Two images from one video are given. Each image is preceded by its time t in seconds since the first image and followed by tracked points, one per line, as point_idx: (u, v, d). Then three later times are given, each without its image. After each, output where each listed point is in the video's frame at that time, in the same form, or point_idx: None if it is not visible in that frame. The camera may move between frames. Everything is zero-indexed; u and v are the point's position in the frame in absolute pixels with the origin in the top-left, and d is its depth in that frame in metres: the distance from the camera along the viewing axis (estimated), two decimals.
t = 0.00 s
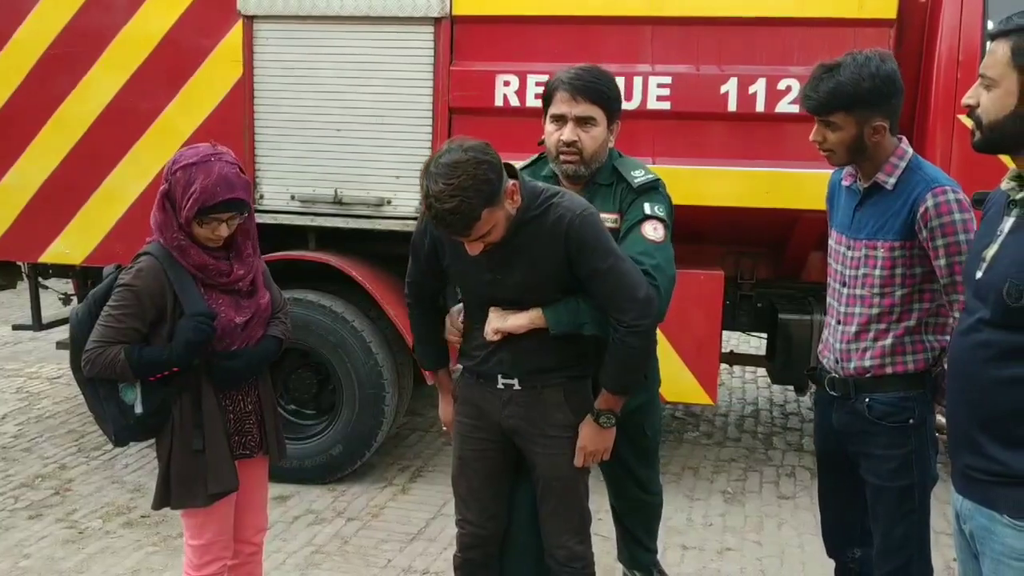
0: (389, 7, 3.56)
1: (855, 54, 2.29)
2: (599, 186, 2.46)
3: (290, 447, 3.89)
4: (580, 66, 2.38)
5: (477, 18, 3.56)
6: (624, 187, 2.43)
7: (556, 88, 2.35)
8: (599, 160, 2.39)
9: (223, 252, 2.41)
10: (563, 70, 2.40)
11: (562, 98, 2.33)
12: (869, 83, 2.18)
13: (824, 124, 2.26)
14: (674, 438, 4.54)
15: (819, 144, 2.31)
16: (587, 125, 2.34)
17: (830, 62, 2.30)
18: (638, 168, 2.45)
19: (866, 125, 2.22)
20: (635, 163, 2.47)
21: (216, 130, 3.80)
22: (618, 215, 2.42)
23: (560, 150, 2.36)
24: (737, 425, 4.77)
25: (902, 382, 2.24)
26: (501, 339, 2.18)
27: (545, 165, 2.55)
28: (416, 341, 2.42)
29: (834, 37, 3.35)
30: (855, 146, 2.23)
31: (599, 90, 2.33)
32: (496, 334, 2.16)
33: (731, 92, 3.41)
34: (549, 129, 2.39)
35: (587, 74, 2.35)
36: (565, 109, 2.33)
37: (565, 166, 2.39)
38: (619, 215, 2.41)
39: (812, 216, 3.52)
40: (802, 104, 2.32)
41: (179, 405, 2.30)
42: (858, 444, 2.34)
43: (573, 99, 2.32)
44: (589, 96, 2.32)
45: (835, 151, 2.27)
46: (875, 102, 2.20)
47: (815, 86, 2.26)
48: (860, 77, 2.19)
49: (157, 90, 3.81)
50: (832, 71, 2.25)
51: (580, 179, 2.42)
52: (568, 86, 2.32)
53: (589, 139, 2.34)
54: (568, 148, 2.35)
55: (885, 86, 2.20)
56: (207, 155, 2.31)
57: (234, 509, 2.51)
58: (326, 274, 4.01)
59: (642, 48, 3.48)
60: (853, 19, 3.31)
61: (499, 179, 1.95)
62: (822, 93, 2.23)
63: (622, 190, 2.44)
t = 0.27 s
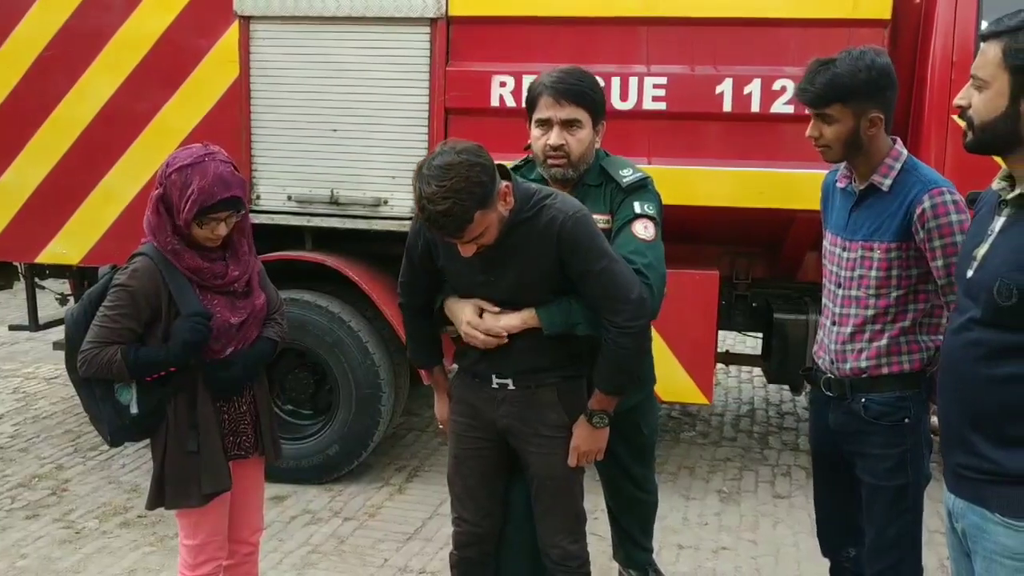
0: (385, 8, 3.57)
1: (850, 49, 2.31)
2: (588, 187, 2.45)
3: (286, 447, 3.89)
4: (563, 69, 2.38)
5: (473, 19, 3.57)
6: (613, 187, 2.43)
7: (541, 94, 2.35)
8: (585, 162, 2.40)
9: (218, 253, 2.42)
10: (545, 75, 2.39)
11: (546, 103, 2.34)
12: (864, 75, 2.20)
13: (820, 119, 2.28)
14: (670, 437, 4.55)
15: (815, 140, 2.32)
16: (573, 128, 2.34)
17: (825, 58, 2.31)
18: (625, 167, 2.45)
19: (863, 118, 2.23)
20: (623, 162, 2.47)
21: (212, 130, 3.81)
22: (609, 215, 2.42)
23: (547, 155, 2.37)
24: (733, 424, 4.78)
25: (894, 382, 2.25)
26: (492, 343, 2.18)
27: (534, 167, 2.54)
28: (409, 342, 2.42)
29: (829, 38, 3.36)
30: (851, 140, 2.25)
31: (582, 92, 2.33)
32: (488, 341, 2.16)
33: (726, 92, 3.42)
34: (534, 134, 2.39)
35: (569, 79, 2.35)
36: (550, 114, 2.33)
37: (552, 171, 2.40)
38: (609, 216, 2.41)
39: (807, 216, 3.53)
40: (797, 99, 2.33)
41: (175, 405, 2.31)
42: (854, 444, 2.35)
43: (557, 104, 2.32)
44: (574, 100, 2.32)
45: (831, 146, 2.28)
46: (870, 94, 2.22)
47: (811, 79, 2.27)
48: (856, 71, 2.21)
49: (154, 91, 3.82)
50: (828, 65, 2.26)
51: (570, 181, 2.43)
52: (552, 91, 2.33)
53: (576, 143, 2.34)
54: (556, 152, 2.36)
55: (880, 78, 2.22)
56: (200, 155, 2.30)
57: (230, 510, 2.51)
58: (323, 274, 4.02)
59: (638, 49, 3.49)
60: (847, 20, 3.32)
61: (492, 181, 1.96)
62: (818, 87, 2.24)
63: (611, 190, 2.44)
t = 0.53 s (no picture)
0: (381, 8, 3.58)
1: (845, 52, 2.32)
2: (585, 188, 2.45)
3: (283, 447, 3.89)
4: (556, 72, 2.38)
5: (469, 19, 3.57)
6: (609, 188, 2.44)
7: (535, 96, 2.34)
8: (582, 164, 2.40)
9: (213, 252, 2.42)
10: (539, 76, 2.40)
11: (541, 105, 2.33)
12: (863, 78, 2.21)
13: (821, 123, 2.27)
14: (666, 437, 4.56)
15: (815, 145, 2.32)
16: (568, 129, 2.34)
17: (822, 61, 2.32)
18: (620, 168, 2.46)
19: (864, 120, 2.23)
20: (618, 163, 2.48)
21: (209, 130, 3.81)
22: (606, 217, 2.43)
23: (543, 159, 2.38)
24: (730, 424, 4.78)
25: (890, 381, 2.26)
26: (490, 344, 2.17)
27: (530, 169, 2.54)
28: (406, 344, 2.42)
29: (824, 38, 3.37)
30: (852, 143, 2.24)
31: (576, 94, 2.32)
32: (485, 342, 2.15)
33: (722, 93, 3.43)
34: (530, 137, 2.39)
35: (564, 79, 2.34)
36: (545, 116, 2.33)
37: (548, 172, 2.40)
38: (604, 218, 2.42)
39: (803, 216, 3.54)
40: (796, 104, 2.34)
41: (169, 406, 2.31)
42: (851, 443, 2.35)
43: (552, 106, 2.32)
44: (569, 102, 2.31)
45: (833, 150, 2.28)
46: (871, 96, 2.22)
47: (810, 83, 2.28)
48: (855, 73, 2.22)
49: (150, 92, 3.82)
50: (826, 68, 2.27)
51: (565, 183, 2.43)
52: (546, 94, 2.32)
53: (571, 145, 2.35)
54: (551, 156, 2.37)
55: (881, 79, 2.23)
56: (192, 156, 2.30)
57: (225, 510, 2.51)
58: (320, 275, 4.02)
59: (633, 49, 3.49)
60: (842, 20, 3.33)
61: (491, 175, 1.97)
62: (817, 91, 2.25)
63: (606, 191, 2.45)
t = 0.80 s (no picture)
0: (379, 8, 3.57)
1: (846, 54, 2.31)
2: (584, 189, 2.45)
3: (281, 448, 3.89)
4: (555, 71, 2.37)
5: (467, 20, 3.57)
6: (607, 189, 2.43)
7: (535, 94, 2.34)
8: (581, 163, 2.40)
9: (210, 252, 2.42)
10: (538, 76, 2.39)
11: (540, 103, 2.33)
12: (867, 82, 2.20)
13: (825, 128, 2.27)
14: (664, 437, 4.56)
15: (817, 149, 2.31)
16: (567, 129, 2.34)
17: (823, 64, 2.31)
18: (618, 168, 2.45)
19: (868, 124, 2.23)
20: (616, 163, 2.47)
21: (207, 131, 3.80)
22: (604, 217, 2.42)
23: (541, 156, 2.37)
24: (728, 424, 4.79)
25: (889, 381, 2.26)
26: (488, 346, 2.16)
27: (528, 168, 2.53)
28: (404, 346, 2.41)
29: (821, 38, 3.37)
30: (855, 147, 2.24)
31: (575, 93, 2.32)
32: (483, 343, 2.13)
33: (720, 93, 3.43)
34: (528, 136, 2.38)
35: (564, 79, 2.34)
36: (543, 115, 2.33)
37: (547, 172, 2.40)
38: (604, 218, 2.41)
39: (801, 216, 3.54)
40: (798, 108, 2.33)
41: (167, 407, 2.31)
42: (850, 443, 2.35)
43: (552, 104, 2.32)
44: (569, 101, 2.31)
45: (836, 154, 2.27)
46: (874, 100, 2.22)
47: (812, 89, 2.26)
48: (859, 77, 2.21)
49: (148, 92, 3.81)
50: (829, 73, 2.26)
51: (564, 182, 2.42)
52: (546, 91, 2.32)
53: (570, 144, 2.35)
54: (548, 154, 2.36)
55: (884, 82, 2.23)
56: (184, 156, 2.29)
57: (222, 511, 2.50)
58: (318, 275, 4.02)
59: (632, 49, 3.49)
60: (840, 20, 3.33)
61: (493, 167, 1.97)
62: (821, 96, 2.24)
63: (604, 191, 2.45)
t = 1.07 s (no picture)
0: (377, 9, 3.57)
1: (843, 57, 2.31)
2: (583, 190, 2.45)
3: (280, 449, 3.89)
4: (555, 73, 2.38)
5: (466, 21, 3.57)
6: (605, 190, 2.43)
7: (534, 95, 2.34)
8: (580, 165, 2.40)
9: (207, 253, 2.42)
10: (538, 77, 2.39)
11: (539, 105, 2.33)
12: (865, 84, 2.21)
13: (823, 131, 2.26)
14: (663, 438, 4.56)
15: (816, 152, 2.31)
16: (566, 130, 2.34)
17: (821, 67, 2.32)
18: (617, 169, 2.45)
19: (866, 126, 2.23)
20: (615, 164, 2.47)
21: (205, 132, 3.80)
22: (603, 218, 2.42)
23: (540, 157, 2.37)
24: (726, 425, 4.79)
25: (887, 382, 2.27)
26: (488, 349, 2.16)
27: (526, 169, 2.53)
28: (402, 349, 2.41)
29: (820, 40, 3.37)
30: (854, 150, 2.24)
31: (575, 95, 2.32)
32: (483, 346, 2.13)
33: (719, 94, 3.43)
34: (527, 137, 2.38)
35: (563, 80, 2.34)
36: (542, 116, 2.33)
37: (546, 174, 2.40)
38: (601, 219, 2.41)
39: (799, 218, 3.54)
40: (796, 110, 2.33)
41: (165, 408, 2.30)
42: (848, 445, 2.35)
43: (551, 105, 2.32)
44: (568, 103, 2.32)
45: (835, 157, 2.27)
46: (872, 103, 2.23)
47: (810, 92, 2.27)
48: (856, 79, 2.22)
49: (146, 93, 3.81)
50: (826, 76, 2.26)
51: (563, 183, 2.42)
52: (546, 92, 2.32)
53: (569, 146, 2.35)
54: (548, 156, 2.36)
55: (882, 85, 2.23)
56: (179, 156, 2.29)
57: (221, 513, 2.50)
58: (316, 276, 4.02)
59: (630, 50, 3.49)
60: (839, 21, 3.33)
61: (491, 164, 1.97)
62: (819, 99, 2.24)
63: (602, 193, 2.45)
